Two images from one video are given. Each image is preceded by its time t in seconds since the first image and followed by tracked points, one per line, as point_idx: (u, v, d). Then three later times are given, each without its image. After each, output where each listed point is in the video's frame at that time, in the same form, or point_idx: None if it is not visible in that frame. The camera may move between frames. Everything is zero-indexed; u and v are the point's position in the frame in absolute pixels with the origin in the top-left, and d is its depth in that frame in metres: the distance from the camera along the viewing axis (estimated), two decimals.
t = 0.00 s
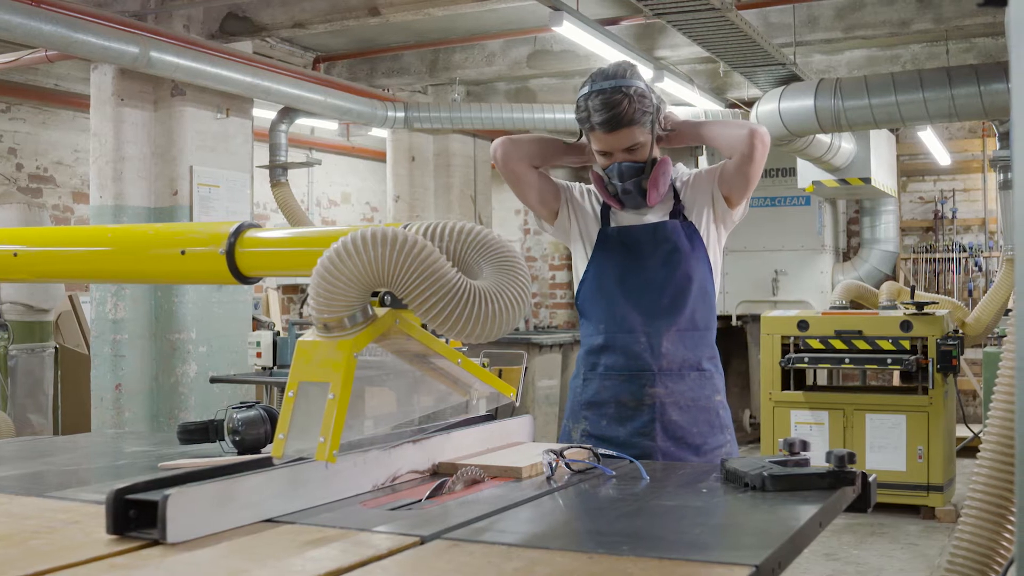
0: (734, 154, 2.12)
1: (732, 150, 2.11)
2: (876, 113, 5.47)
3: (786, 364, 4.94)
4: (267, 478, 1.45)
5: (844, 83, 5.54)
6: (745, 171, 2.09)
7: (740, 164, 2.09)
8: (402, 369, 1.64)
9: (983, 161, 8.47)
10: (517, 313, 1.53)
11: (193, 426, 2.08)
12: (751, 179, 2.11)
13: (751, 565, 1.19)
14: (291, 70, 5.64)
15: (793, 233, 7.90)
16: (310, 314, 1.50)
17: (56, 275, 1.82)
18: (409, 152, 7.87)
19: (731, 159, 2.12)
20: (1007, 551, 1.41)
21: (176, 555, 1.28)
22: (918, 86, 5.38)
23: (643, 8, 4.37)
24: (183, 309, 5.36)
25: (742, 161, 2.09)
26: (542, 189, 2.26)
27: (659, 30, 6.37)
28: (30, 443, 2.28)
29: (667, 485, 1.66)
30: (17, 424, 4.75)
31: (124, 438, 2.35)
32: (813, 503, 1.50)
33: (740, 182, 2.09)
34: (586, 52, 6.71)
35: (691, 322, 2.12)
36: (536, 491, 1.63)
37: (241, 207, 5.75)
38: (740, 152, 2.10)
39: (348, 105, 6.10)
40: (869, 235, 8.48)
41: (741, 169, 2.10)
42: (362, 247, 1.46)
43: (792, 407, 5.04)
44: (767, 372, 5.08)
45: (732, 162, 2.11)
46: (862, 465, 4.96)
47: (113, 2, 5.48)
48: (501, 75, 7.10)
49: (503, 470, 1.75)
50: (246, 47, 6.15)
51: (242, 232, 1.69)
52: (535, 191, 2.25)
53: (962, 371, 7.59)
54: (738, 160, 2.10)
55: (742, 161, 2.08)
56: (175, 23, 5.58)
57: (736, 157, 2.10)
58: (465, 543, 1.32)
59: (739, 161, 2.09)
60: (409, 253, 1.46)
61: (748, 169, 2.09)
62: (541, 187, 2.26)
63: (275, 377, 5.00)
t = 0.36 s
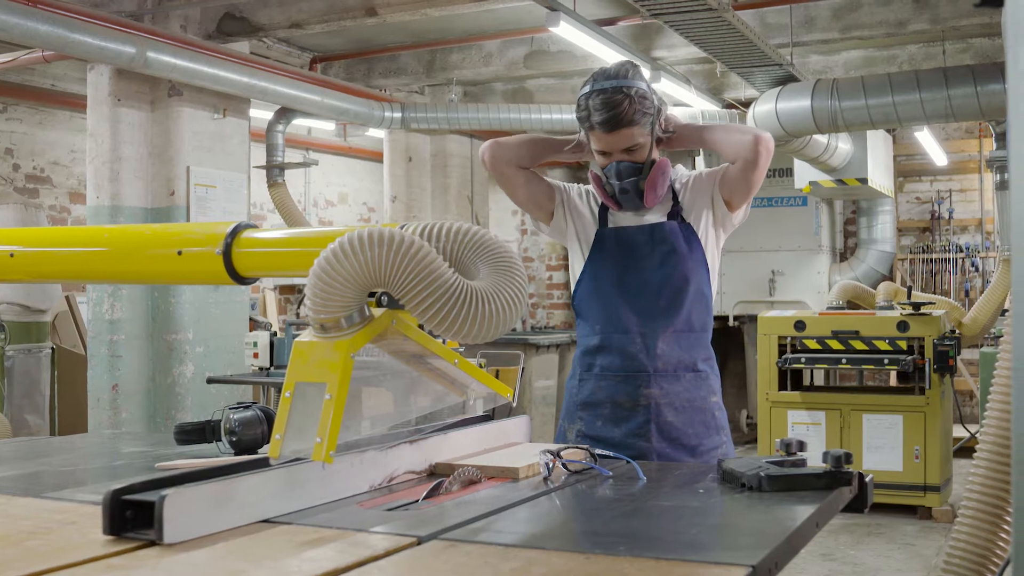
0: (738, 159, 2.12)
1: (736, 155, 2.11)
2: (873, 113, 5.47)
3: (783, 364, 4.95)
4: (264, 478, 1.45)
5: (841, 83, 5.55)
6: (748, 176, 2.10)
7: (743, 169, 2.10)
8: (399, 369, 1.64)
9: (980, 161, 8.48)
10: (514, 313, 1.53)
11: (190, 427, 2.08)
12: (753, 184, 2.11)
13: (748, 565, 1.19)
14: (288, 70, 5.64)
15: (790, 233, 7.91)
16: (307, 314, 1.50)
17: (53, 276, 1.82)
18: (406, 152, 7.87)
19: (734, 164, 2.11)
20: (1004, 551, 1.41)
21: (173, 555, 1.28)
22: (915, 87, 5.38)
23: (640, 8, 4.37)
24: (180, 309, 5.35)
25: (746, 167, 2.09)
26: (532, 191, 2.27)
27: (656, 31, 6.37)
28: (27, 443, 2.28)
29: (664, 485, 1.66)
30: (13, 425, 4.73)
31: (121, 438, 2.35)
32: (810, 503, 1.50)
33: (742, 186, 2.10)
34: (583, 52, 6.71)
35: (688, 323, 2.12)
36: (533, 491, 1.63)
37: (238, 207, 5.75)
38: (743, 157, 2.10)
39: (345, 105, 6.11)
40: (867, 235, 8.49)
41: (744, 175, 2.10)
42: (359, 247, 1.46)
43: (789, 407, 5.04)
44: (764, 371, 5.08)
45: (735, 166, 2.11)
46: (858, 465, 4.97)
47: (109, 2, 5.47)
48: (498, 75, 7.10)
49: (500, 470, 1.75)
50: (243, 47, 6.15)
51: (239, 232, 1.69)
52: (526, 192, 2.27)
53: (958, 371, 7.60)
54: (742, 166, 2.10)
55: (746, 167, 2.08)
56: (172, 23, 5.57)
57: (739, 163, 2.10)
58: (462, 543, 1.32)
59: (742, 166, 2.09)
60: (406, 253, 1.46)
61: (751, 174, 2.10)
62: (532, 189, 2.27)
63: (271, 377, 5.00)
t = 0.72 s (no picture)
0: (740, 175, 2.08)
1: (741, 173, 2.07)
2: (868, 113, 5.47)
3: (779, 364, 4.95)
4: (260, 478, 1.45)
5: (837, 82, 5.55)
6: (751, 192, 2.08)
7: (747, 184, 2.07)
8: (394, 370, 1.64)
9: (976, 162, 8.49)
10: (510, 313, 1.54)
11: (185, 426, 2.08)
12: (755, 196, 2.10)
13: (743, 565, 1.19)
14: (284, 70, 5.63)
15: (785, 234, 7.91)
16: (303, 314, 1.49)
17: (48, 275, 1.82)
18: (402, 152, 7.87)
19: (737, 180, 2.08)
20: (1000, 551, 1.41)
21: (168, 555, 1.28)
22: (911, 87, 5.39)
23: (635, 8, 4.37)
24: (175, 309, 5.35)
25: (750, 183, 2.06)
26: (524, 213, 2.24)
27: (652, 31, 6.37)
28: (22, 442, 2.28)
29: (660, 485, 1.66)
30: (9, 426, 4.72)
31: (116, 438, 2.35)
32: (805, 502, 1.50)
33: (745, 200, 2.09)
34: (578, 52, 6.71)
35: (685, 325, 2.12)
36: (529, 492, 1.63)
37: (234, 207, 5.74)
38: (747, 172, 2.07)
39: (342, 105, 6.11)
40: (862, 236, 8.52)
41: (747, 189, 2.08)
42: (355, 247, 1.46)
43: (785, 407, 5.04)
44: (761, 371, 5.08)
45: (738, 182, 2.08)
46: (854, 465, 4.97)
47: (105, 2, 5.47)
48: (494, 75, 7.10)
49: (496, 470, 1.75)
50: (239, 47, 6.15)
51: (234, 232, 1.69)
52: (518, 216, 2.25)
53: (954, 371, 7.61)
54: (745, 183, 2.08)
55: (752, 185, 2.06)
56: (167, 23, 5.56)
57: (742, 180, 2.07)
58: (458, 543, 1.32)
59: (746, 186, 2.07)
60: (402, 253, 1.46)
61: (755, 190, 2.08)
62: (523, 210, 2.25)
63: (267, 377, 5.00)
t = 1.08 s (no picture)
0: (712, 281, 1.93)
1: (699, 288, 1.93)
2: (863, 113, 5.48)
3: (774, 364, 4.95)
4: (254, 478, 1.45)
5: (832, 83, 5.55)
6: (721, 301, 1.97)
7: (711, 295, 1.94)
8: (390, 370, 1.63)
9: (971, 162, 8.50)
10: (504, 313, 1.54)
11: (181, 427, 2.08)
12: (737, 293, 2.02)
13: (738, 565, 1.19)
14: (279, 70, 5.63)
15: (781, 234, 7.92)
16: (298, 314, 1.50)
17: (43, 275, 1.82)
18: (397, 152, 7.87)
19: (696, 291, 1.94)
20: (993, 552, 1.41)
21: (163, 555, 1.28)
22: (906, 87, 5.39)
23: (630, 8, 4.37)
24: (170, 309, 5.36)
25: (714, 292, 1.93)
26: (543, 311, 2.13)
27: (647, 31, 6.38)
28: (16, 443, 2.28)
29: (655, 485, 1.66)
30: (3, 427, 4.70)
31: (110, 439, 2.35)
32: (799, 502, 1.50)
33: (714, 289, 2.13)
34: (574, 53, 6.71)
35: (678, 329, 2.12)
36: (524, 492, 1.63)
37: (229, 207, 5.74)
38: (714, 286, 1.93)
39: (337, 105, 6.10)
40: (857, 236, 8.47)
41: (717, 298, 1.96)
42: (349, 247, 1.46)
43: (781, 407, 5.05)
44: (756, 371, 5.08)
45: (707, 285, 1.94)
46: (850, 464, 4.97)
47: (100, 1, 5.45)
48: (490, 75, 7.10)
49: (490, 470, 1.75)
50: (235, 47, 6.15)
51: (230, 231, 1.68)
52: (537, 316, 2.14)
53: (949, 371, 7.62)
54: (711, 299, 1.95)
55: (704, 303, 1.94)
56: (162, 22, 5.55)
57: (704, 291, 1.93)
58: (452, 543, 1.32)
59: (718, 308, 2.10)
60: (396, 252, 1.46)
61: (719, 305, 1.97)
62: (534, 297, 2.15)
63: (262, 377, 5.00)
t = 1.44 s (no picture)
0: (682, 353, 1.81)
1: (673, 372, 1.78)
2: (858, 113, 5.48)
3: (769, 364, 4.95)
4: (249, 479, 1.45)
5: (827, 83, 5.56)
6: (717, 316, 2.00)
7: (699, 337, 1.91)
8: (385, 370, 1.63)
9: (966, 162, 8.51)
10: (499, 313, 1.54)
11: (175, 427, 2.08)
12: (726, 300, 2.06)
13: (732, 565, 1.19)
14: (274, 70, 5.62)
15: (776, 234, 7.92)
16: (292, 314, 1.49)
17: (37, 275, 1.82)
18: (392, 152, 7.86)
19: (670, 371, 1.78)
20: (988, 551, 1.42)
21: (158, 555, 1.27)
22: (901, 87, 5.39)
23: (625, 8, 4.37)
24: (166, 309, 5.36)
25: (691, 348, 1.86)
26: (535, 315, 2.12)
27: (642, 31, 6.38)
28: (11, 443, 2.28)
29: (649, 485, 1.66)
30: None
31: (105, 438, 2.34)
32: (793, 502, 1.50)
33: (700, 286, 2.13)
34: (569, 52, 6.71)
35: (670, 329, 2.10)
36: (518, 492, 1.62)
37: (224, 207, 5.73)
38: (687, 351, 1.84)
39: (332, 105, 6.10)
40: (852, 236, 8.47)
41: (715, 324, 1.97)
42: (344, 247, 1.46)
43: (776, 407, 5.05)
44: (751, 372, 5.08)
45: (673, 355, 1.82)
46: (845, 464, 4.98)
47: (95, 1, 5.44)
48: (485, 74, 7.10)
49: (485, 470, 1.76)
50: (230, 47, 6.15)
51: (224, 231, 1.68)
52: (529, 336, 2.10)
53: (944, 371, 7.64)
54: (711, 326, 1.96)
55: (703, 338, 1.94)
56: (157, 22, 5.54)
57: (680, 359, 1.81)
58: (448, 543, 1.32)
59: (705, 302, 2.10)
60: (391, 253, 1.46)
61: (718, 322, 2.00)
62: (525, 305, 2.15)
63: (257, 377, 4.99)
